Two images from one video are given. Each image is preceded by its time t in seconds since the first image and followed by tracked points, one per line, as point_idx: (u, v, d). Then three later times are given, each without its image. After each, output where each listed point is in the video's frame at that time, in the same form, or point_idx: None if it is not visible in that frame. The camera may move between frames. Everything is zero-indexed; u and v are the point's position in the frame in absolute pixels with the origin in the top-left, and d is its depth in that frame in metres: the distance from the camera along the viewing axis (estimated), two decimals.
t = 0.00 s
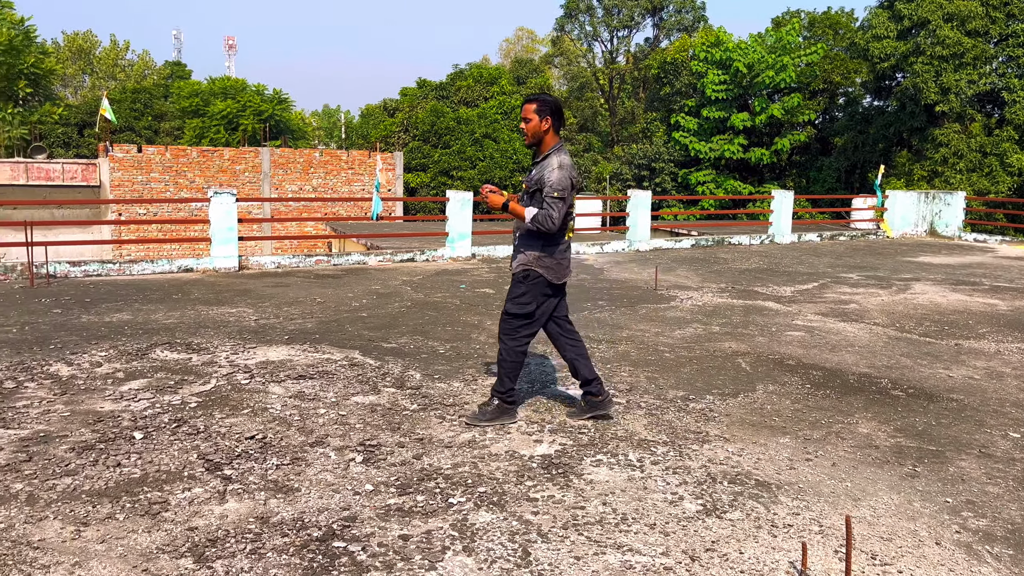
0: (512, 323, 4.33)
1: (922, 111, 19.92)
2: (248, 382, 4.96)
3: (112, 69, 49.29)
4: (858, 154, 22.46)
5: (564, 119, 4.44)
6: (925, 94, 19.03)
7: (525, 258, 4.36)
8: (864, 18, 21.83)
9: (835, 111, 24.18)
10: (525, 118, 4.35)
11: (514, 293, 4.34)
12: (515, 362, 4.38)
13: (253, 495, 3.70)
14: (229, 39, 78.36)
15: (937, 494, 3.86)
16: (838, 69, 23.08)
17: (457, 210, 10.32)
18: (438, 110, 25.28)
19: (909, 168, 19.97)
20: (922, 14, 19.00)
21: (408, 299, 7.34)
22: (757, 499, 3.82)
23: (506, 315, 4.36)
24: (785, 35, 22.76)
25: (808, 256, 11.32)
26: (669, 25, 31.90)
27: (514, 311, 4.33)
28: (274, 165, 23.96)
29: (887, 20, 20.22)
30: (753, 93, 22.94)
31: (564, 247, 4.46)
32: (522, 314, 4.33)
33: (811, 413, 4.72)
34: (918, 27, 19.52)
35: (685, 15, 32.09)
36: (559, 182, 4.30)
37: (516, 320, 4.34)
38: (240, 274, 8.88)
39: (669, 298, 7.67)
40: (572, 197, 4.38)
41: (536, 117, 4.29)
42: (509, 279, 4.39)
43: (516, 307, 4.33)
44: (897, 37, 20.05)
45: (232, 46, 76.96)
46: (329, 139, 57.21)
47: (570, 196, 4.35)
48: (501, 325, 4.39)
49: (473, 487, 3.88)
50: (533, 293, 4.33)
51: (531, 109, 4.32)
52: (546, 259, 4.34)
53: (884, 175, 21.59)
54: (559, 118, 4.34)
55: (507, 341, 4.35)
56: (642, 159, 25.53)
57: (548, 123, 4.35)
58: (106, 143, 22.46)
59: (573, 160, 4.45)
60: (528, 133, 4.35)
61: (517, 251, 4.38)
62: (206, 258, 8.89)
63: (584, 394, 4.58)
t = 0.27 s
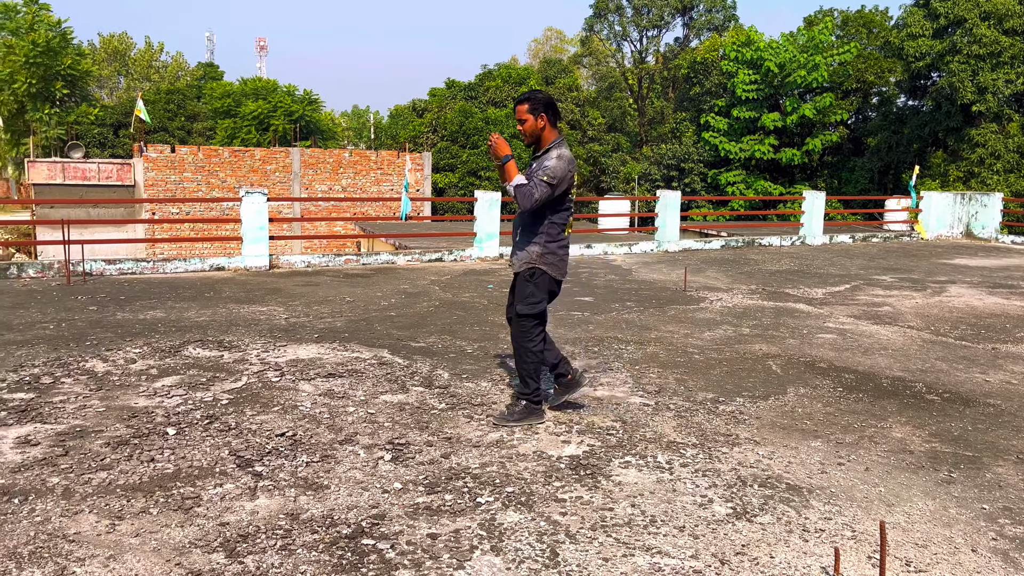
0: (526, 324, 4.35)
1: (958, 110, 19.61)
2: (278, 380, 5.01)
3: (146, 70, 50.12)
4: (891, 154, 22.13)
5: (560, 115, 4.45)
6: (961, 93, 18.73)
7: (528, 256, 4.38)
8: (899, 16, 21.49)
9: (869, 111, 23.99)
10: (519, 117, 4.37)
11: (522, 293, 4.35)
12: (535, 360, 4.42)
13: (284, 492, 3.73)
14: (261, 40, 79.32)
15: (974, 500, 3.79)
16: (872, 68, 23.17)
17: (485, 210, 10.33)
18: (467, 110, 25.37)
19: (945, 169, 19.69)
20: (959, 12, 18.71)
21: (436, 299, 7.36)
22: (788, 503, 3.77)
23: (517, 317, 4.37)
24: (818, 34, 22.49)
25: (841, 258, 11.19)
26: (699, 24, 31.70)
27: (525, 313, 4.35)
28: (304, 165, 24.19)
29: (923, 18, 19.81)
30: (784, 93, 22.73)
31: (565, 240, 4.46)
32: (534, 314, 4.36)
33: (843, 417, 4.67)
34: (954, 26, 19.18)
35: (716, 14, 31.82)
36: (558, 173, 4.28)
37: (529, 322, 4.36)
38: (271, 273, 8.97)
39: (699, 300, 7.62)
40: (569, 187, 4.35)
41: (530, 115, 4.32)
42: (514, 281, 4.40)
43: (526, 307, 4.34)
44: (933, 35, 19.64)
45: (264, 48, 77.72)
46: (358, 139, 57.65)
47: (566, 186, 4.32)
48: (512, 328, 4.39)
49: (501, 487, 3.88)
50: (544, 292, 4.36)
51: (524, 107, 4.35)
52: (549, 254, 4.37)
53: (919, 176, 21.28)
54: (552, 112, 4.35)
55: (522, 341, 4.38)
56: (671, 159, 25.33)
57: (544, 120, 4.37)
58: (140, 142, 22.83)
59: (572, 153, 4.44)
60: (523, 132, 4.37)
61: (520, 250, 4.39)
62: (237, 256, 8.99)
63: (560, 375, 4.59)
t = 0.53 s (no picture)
0: (546, 324, 4.37)
1: (990, 110, 19.30)
2: (304, 378, 5.05)
3: (176, 72, 50.82)
4: (922, 155, 21.81)
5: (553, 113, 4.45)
6: (994, 93, 18.43)
7: (540, 255, 4.39)
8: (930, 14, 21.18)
9: (899, 111, 23.64)
10: (511, 121, 4.32)
11: (539, 295, 4.37)
12: (554, 359, 4.45)
13: (309, 490, 3.76)
14: (289, 42, 80.12)
15: (1007, 507, 3.72)
16: (903, 67, 22.88)
17: (510, 211, 10.34)
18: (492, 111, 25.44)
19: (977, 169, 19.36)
20: (992, 11, 18.43)
21: (461, 299, 7.38)
22: (815, 508, 3.73)
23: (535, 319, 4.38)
24: (847, 34, 22.24)
25: (870, 260, 11.05)
26: (726, 23, 31.49)
27: (544, 314, 4.37)
28: (330, 165, 24.35)
29: (955, 17, 19.50)
30: (812, 93, 22.51)
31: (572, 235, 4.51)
32: (551, 313, 4.40)
33: (872, 421, 4.61)
34: (988, 25, 18.88)
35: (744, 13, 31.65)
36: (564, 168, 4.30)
37: (547, 323, 4.38)
38: (297, 272, 9.04)
39: (725, 301, 7.56)
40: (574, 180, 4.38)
41: (525, 119, 4.29)
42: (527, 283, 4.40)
43: (544, 308, 4.37)
44: (965, 34, 19.35)
45: (292, 48, 78.38)
46: (384, 140, 58.00)
47: (572, 179, 4.33)
48: (530, 332, 4.38)
49: (525, 488, 3.88)
50: (559, 289, 4.41)
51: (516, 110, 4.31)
52: (561, 251, 4.42)
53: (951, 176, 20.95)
54: (548, 111, 4.35)
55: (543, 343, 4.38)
56: (698, 159, 25.07)
57: (540, 120, 4.35)
58: (170, 142, 23.13)
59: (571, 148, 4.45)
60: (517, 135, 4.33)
61: (530, 251, 4.40)
62: (264, 255, 9.07)
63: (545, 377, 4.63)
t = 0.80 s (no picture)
0: (561, 317, 4.39)
1: (1015, 110, 19.06)
2: (323, 377, 5.08)
3: (197, 72, 51.23)
4: (945, 156, 21.58)
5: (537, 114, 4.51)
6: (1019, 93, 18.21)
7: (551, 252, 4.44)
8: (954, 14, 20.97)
9: (922, 111, 23.39)
10: (507, 126, 4.31)
11: (554, 290, 4.39)
12: (565, 355, 4.45)
13: (329, 488, 3.77)
14: (309, 42, 80.67)
15: None
16: (926, 67, 22.65)
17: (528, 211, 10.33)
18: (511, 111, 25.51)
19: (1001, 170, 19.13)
20: (1016, 11, 18.20)
21: (479, 299, 7.38)
22: (836, 512, 3.70)
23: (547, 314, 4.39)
24: (870, 33, 22.00)
25: (893, 262, 10.95)
26: (746, 23, 31.34)
27: (557, 307, 4.41)
28: (349, 165, 24.46)
29: (979, 16, 19.30)
30: (833, 93, 22.35)
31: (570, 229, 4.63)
32: (565, 307, 4.44)
33: (895, 424, 4.57)
34: (1013, 24, 18.67)
35: (764, 13, 31.52)
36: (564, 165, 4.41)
37: (560, 316, 4.42)
38: (316, 271, 9.08)
39: (745, 303, 7.52)
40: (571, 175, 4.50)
41: (522, 121, 4.31)
42: (539, 280, 4.40)
43: (558, 302, 4.42)
44: (990, 34, 19.16)
45: (311, 49, 78.97)
46: (402, 140, 58.18)
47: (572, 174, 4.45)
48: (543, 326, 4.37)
49: (544, 488, 3.87)
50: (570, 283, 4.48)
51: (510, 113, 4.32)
52: (568, 245, 4.51)
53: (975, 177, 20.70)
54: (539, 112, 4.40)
55: (556, 337, 4.37)
56: (717, 160, 24.86)
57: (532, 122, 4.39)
58: (191, 142, 23.32)
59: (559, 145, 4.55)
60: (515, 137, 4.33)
61: (540, 250, 4.42)
62: (284, 255, 9.11)
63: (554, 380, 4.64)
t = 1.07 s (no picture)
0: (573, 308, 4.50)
1: None
2: (333, 377, 5.09)
3: (209, 72, 51.49)
4: (958, 158, 21.52)
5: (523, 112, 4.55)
6: None
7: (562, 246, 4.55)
8: (967, 15, 20.87)
9: (935, 113, 23.24)
10: (511, 127, 4.30)
11: (569, 283, 4.51)
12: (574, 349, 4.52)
13: (338, 488, 3.78)
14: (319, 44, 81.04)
15: None
16: (940, 68, 22.44)
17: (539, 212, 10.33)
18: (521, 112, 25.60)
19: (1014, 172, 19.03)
20: None
21: (489, 299, 7.39)
22: (848, 515, 3.68)
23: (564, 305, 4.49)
24: (883, 34, 21.88)
25: (905, 264, 10.89)
26: (758, 24, 31.25)
27: (572, 299, 4.54)
28: (360, 165, 24.53)
29: (993, 17, 19.17)
30: (846, 94, 22.26)
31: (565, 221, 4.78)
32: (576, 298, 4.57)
33: (908, 427, 4.54)
34: None
35: (776, 14, 31.45)
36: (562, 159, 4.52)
37: (573, 308, 4.55)
38: (327, 271, 9.10)
39: (756, 304, 7.49)
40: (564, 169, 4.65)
41: (523, 120, 4.32)
42: (556, 274, 4.49)
43: (572, 294, 4.54)
44: (1004, 35, 19.07)
45: (322, 50, 79.32)
46: (413, 140, 58.27)
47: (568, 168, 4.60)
48: (558, 318, 4.44)
49: (553, 489, 3.87)
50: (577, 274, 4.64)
51: (510, 113, 4.29)
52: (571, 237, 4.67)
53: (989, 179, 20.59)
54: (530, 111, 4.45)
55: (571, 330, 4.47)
56: (728, 161, 24.75)
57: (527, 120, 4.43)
58: (202, 142, 23.42)
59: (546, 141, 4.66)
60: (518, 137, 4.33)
61: (552, 246, 4.50)
62: (295, 255, 9.13)
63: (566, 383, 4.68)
